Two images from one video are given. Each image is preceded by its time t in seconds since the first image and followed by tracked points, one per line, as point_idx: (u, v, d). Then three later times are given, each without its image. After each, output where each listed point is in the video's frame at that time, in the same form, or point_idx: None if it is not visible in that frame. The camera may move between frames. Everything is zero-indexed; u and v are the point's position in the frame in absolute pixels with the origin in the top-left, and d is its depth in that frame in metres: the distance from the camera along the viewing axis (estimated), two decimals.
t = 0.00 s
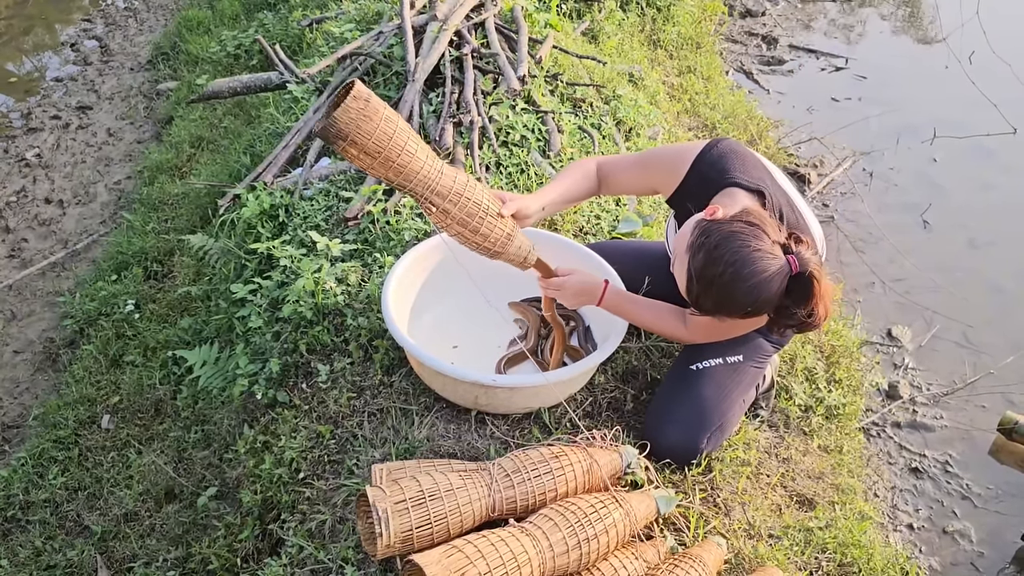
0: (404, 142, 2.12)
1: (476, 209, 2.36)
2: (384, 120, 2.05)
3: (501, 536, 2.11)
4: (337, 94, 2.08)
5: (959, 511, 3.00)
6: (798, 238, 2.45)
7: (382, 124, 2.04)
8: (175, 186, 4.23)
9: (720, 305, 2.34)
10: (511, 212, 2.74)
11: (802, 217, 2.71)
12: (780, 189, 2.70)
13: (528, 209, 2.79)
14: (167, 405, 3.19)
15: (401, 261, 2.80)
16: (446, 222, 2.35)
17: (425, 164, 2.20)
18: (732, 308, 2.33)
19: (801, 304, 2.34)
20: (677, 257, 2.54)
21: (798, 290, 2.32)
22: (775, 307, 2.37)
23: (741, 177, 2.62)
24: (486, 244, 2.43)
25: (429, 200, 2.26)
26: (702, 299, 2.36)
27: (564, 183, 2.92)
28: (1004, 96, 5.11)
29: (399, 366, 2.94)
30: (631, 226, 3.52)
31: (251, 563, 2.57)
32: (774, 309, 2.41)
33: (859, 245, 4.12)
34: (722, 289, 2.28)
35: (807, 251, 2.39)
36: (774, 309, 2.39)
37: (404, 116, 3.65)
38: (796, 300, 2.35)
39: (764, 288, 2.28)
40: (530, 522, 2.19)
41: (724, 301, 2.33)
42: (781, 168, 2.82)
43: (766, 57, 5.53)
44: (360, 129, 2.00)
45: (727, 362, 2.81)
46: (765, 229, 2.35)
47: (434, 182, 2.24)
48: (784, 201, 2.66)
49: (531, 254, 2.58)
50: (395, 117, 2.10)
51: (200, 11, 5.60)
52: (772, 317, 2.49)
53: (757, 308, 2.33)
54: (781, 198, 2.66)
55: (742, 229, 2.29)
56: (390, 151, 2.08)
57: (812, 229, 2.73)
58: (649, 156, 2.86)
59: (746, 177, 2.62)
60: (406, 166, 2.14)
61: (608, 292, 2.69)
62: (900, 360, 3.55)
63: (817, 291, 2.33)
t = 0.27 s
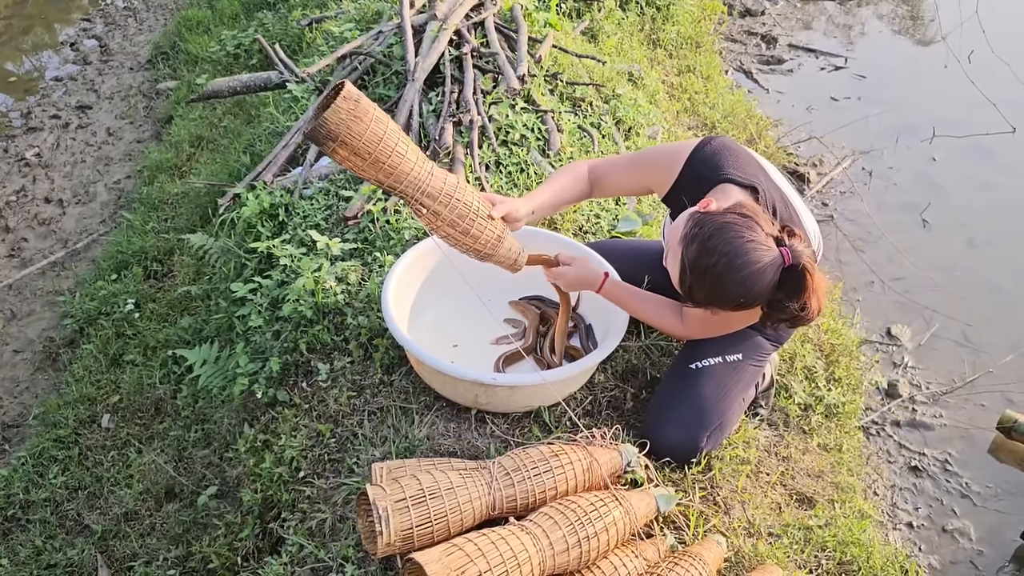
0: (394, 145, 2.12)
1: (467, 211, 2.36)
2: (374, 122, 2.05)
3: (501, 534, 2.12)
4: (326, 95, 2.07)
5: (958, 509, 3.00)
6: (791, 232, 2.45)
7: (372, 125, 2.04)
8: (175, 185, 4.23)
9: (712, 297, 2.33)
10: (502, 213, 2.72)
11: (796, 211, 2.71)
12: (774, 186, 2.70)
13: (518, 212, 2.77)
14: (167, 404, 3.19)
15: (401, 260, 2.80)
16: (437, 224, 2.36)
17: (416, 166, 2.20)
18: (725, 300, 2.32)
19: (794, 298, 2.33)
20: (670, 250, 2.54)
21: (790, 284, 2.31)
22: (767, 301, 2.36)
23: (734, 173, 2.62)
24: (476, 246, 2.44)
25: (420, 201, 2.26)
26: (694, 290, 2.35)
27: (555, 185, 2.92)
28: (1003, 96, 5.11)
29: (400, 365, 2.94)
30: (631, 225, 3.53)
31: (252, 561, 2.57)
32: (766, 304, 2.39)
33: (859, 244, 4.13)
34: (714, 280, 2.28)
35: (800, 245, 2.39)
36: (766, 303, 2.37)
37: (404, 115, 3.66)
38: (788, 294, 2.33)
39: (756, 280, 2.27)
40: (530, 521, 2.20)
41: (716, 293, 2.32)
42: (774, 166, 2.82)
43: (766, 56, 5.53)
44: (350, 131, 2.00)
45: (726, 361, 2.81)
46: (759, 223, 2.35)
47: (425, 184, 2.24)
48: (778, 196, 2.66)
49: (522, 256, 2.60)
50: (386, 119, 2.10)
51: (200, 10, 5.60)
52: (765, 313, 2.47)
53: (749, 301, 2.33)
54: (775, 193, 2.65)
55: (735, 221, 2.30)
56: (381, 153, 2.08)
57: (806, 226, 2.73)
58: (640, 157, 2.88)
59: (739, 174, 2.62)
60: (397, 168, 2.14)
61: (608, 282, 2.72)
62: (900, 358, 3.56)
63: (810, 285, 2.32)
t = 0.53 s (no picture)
0: (400, 157, 2.12)
1: (474, 215, 2.37)
2: (379, 136, 2.04)
3: (502, 534, 2.12)
4: (329, 110, 2.06)
5: (959, 510, 3.00)
6: (789, 228, 2.45)
7: (378, 141, 2.04)
8: (177, 185, 4.24)
9: (709, 291, 2.32)
10: (507, 213, 2.70)
11: (794, 209, 2.71)
12: (773, 183, 2.70)
13: (521, 209, 2.76)
14: (168, 404, 3.19)
15: (403, 259, 2.80)
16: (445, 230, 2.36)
17: (421, 175, 2.20)
18: (722, 294, 2.31)
19: (791, 293, 2.32)
20: (668, 244, 2.54)
21: (787, 278, 2.30)
22: (764, 296, 2.35)
23: (733, 170, 2.62)
24: (484, 248, 2.44)
25: (427, 209, 2.26)
26: (691, 283, 2.34)
27: (556, 181, 2.91)
28: (1004, 96, 5.12)
29: (401, 365, 2.94)
30: (632, 225, 3.53)
31: (253, 561, 2.58)
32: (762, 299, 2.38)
33: (860, 244, 4.13)
34: (711, 272, 2.27)
35: (798, 241, 2.39)
36: (762, 299, 2.37)
37: (405, 114, 3.66)
38: (785, 289, 2.32)
39: (753, 274, 2.26)
40: (532, 520, 2.20)
41: (713, 286, 2.31)
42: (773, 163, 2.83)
43: (767, 57, 5.53)
44: (356, 148, 2.00)
45: (727, 361, 2.82)
46: (758, 218, 2.35)
47: (431, 192, 2.24)
48: (776, 193, 2.65)
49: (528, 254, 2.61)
50: (390, 131, 2.10)
51: (201, 10, 5.61)
52: (760, 309, 2.46)
53: (746, 296, 2.32)
54: (774, 190, 2.65)
55: (734, 215, 2.30)
56: (387, 167, 2.08)
57: (806, 224, 2.72)
58: (640, 153, 2.89)
59: (739, 171, 2.62)
60: (404, 179, 2.14)
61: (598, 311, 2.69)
62: (901, 359, 3.56)
63: (806, 281, 2.31)
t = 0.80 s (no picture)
0: (405, 152, 2.12)
1: (477, 215, 2.37)
2: (386, 132, 2.05)
3: (504, 535, 2.12)
4: (336, 103, 2.07)
5: (960, 512, 3.00)
6: (791, 225, 2.45)
7: (384, 135, 2.05)
8: (178, 186, 4.24)
9: (712, 286, 2.32)
10: (509, 213, 2.73)
11: (796, 207, 2.71)
12: (775, 182, 2.70)
13: (524, 209, 2.79)
14: (169, 405, 3.19)
15: (404, 260, 2.80)
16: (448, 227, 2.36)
17: (426, 172, 2.20)
18: (725, 289, 2.31)
19: (794, 289, 2.30)
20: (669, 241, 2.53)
21: (789, 273, 2.29)
22: (767, 291, 2.34)
23: (735, 169, 2.62)
24: (485, 247, 2.45)
25: (430, 207, 2.26)
26: (694, 279, 2.34)
27: (559, 182, 2.93)
28: (1005, 99, 5.12)
29: (403, 366, 2.94)
30: (634, 226, 3.53)
31: (254, 561, 2.58)
32: (765, 295, 2.37)
33: (861, 246, 4.13)
34: (713, 267, 2.27)
35: (801, 236, 2.38)
36: (766, 295, 2.36)
37: (407, 115, 3.67)
38: (788, 286, 2.31)
39: (756, 269, 2.26)
40: (533, 521, 2.20)
41: (716, 281, 2.30)
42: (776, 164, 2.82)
43: (768, 59, 5.54)
44: (362, 142, 2.00)
45: (729, 362, 2.82)
46: (761, 214, 2.35)
47: (436, 189, 2.24)
48: (778, 191, 2.65)
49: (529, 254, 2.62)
50: (396, 127, 2.10)
51: (203, 12, 5.62)
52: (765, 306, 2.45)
53: (749, 291, 2.31)
54: (776, 189, 2.65)
55: (737, 210, 2.30)
56: (393, 162, 2.09)
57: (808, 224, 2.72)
58: (643, 155, 2.90)
59: (741, 169, 2.62)
60: (409, 175, 2.14)
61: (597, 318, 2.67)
62: (902, 361, 3.56)
63: (810, 277, 2.30)
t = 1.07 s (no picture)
0: (414, 167, 2.12)
1: (486, 223, 2.37)
2: (394, 148, 2.05)
3: (505, 535, 2.12)
4: (342, 122, 2.06)
5: (961, 514, 3.00)
6: (792, 217, 2.46)
7: (393, 152, 2.04)
8: (180, 186, 4.25)
9: (715, 278, 2.32)
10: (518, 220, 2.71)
11: (799, 205, 2.72)
12: (777, 179, 2.70)
13: (532, 216, 2.78)
14: (170, 405, 3.19)
15: (405, 262, 2.80)
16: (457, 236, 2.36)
17: (435, 185, 2.20)
18: (728, 281, 2.31)
19: (797, 280, 2.33)
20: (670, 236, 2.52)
21: (793, 264, 2.31)
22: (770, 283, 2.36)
23: (737, 165, 2.63)
24: (495, 255, 2.45)
25: (440, 218, 2.26)
26: (697, 271, 2.34)
27: (564, 189, 2.93)
28: (1006, 101, 5.12)
29: (404, 367, 2.95)
30: (635, 228, 3.53)
31: (256, 562, 2.58)
32: (768, 286, 2.39)
33: (862, 248, 4.13)
34: (717, 259, 2.27)
35: (802, 228, 2.40)
36: (769, 286, 2.37)
37: (409, 117, 3.68)
38: (792, 277, 2.33)
39: (760, 260, 2.26)
40: (535, 522, 2.20)
41: (720, 273, 2.30)
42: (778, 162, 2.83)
43: (770, 61, 5.55)
44: (371, 160, 2.00)
45: (730, 364, 2.82)
46: (762, 206, 2.37)
47: (445, 202, 2.24)
48: (780, 188, 2.66)
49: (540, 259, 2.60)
50: (404, 142, 2.10)
51: (205, 12, 5.62)
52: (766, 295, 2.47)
53: (752, 283, 2.32)
54: (778, 186, 2.66)
55: (740, 202, 2.31)
56: (402, 177, 2.08)
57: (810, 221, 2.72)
58: (647, 156, 2.90)
59: (743, 166, 2.63)
60: (419, 190, 2.14)
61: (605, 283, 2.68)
62: (903, 363, 3.56)
63: (813, 268, 2.32)
